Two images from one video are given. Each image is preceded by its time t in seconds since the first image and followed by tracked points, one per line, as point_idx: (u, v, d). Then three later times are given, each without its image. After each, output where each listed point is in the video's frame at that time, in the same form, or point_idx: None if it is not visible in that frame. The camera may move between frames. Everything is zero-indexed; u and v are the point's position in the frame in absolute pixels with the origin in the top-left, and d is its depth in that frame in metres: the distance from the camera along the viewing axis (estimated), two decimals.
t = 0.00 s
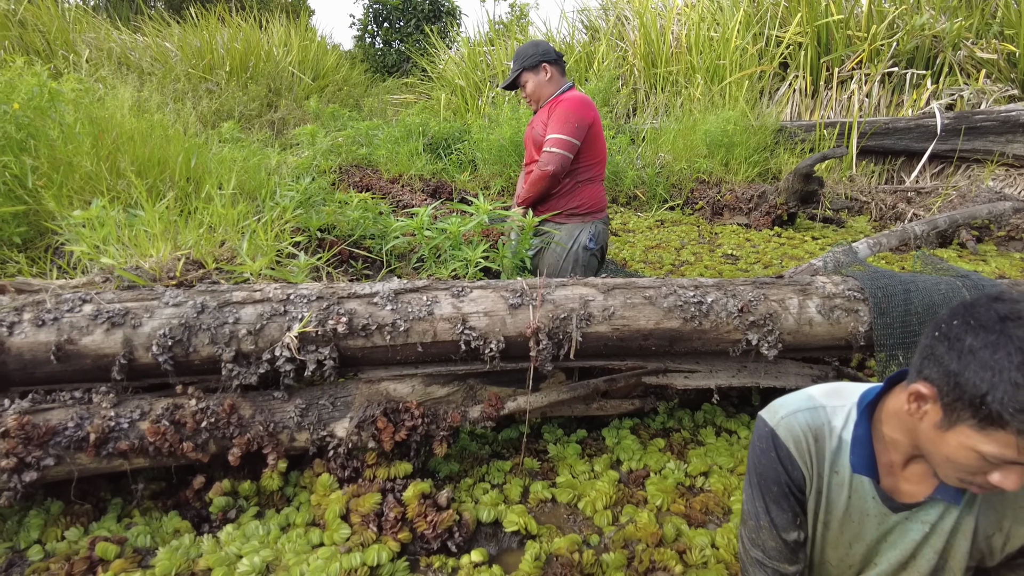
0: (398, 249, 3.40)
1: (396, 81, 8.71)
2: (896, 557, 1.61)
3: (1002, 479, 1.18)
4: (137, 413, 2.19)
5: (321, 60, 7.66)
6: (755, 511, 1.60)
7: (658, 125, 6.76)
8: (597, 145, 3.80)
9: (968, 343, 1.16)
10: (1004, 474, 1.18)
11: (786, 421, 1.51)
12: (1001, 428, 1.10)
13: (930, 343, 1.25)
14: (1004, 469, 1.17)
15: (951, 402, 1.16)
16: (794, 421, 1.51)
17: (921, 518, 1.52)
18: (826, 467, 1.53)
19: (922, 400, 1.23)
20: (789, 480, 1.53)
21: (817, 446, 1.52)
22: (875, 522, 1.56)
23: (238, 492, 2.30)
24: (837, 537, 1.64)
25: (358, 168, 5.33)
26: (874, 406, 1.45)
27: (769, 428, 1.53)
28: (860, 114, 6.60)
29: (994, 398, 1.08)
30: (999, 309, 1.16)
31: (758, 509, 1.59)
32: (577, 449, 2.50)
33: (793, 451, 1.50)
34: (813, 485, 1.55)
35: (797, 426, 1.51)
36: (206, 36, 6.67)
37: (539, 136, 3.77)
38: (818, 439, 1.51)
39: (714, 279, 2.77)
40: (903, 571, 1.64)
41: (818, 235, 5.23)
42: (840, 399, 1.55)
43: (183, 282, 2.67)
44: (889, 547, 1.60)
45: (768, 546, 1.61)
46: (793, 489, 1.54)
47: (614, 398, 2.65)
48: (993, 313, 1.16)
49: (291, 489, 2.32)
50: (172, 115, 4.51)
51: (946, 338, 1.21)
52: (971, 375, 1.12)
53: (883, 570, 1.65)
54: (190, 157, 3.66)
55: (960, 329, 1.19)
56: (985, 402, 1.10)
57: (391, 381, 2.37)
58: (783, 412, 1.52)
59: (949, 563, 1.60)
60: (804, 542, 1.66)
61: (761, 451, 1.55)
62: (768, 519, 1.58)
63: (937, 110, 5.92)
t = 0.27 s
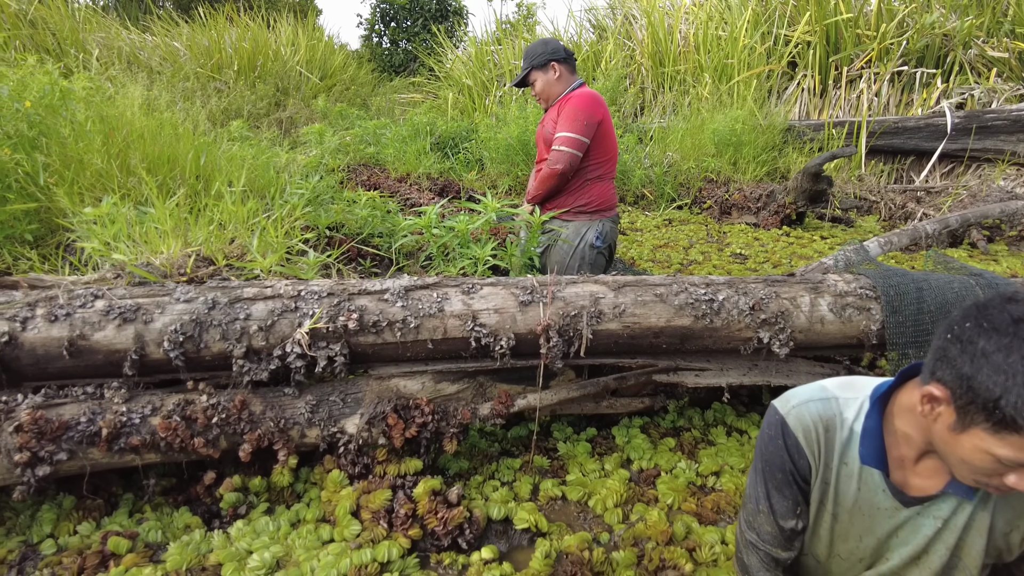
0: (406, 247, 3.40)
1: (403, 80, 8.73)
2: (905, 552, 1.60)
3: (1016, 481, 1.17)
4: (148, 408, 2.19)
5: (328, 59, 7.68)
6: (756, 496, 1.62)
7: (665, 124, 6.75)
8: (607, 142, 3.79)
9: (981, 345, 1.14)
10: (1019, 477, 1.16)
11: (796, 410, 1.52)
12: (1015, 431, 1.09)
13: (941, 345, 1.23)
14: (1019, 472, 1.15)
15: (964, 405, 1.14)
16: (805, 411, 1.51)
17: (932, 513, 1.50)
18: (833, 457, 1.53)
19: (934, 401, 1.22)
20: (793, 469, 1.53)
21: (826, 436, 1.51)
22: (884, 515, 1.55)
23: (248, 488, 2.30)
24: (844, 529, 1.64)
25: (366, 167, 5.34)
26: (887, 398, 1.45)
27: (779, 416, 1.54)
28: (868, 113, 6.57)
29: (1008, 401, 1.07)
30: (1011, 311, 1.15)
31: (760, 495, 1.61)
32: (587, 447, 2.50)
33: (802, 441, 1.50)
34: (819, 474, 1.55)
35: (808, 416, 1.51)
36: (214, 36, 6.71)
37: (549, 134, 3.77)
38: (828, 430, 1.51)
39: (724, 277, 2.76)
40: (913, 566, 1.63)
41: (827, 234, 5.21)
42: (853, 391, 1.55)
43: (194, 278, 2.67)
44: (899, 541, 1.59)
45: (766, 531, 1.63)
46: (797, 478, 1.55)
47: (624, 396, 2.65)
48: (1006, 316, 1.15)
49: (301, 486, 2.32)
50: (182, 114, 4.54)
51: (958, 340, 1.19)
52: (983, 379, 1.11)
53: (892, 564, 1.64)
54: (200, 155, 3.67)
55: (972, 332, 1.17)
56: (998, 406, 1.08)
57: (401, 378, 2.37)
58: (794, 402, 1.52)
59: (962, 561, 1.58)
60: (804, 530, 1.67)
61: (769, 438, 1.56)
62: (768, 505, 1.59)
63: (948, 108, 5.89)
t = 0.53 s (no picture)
0: (416, 246, 3.41)
1: (411, 80, 8.75)
2: (916, 547, 1.58)
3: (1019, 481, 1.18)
4: (162, 406, 2.20)
5: (336, 59, 7.70)
6: (764, 488, 1.63)
7: (674, 124, 6.74)
8: (618, 143, 3.78)
9: (989, 349, 1.12)
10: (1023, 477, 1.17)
11: (805, 403, 1.52)
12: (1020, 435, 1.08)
13: (951, 348, 1.22)
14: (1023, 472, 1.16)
15: (971, 408, 1.14)
16: (814, 404, 1.51)
17: (941, 506, 1.48)
18: (841, 450, 1.52)
19: (941, 402, 1.21)
20: (802, 461, 1.54)
21: (835, 429, 1.51)
22: (893, 509, 1.54)
23: (261, 486, 2.30)
24: (852, 523, 1.62)
25: (375, 167, 5.36)
26: (895, 393, 1.44)
27: (787, 409, 1.54)
28: (879, 113, 6.54)
29: (1015, 406, 1.06)
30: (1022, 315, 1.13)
31: (768, 486, 1.62)
32: (598, 447, 2.49)
33: (810, 433, 1.50)
34: (827, 467, 1.54)
35: (816, 409, 1.51)
36: (224, 36, 6.75)
37: (559, 137, 3.78)
38: (837, 423, 1.51)
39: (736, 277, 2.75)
40: (924, 562, 1.61)
41: (837, 235, 5.19)
42: (862, 385, 1.54)
43: (207, 277, 2.68)
44: (909, 535, 1.57)
45: (773, 522, 1.64)
46: (805, 470, 1.55)
47: (635, 396, 2.64)
48: (1016, 320, 1.12)
49: (314, 484, 2.32)
50: (193, 114, 4.56)
51: (967, 344, 1.17)
52: (990, 383, 1.10)
53: (902, 559, 1.62)
54: (211, 155, 3.69)
55: (981, 336, 1.15)
56: (1004, 410, 1.08)
57: (413, 377, 2.37)
58: (803, 394, 1.52)
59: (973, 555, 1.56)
60: (812, 523, 1.67)
61: (778, 430, 1.56)
62: (776, 498, 1.60)
63: (959, 108, 5.87)
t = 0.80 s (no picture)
0: (426, 245, 3.41)
1: (419, 80, 8.77)
2: (926, 540, 1.56)
3: (1011, 467, 1.18)
4: (176, 403, 2.20)
5: (345, 59, 7.73)
6: (769, 483, 1.64)
7: (684, 123, 6.72)
8: (632, 142, 3.77)
9: (982, 343, 1.12)
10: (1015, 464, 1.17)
11: (808, 398, 1.52)
12: (1010, 425, 1.09)
13: (945, 337, 1.21)
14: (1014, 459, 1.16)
15: (962, 397, 1.14)
16: (816, 399, 1.51)
17: (947, 497, 1.47)
18: (845, 443, 1.52)
19: (935, 390, 1.21)
20: (806, 456, 1.54)
21: (839, 424, 1.51)
22: (900, 502, 1.53)
23: (273, 483, 2.30)
24: (860, 517, 1.61)
25: (384, 166, 5.38)
26: (896, 384, 1.44)
27: (791, 404, 1.55)
28: (889, 112, 6.52)
29: (1005, 399, 1.07)
30: (1017, 309, 1.12)
31: (773, 481, 1.62)
32: (610, 446, 2.49)
33: (813, 428, 1.51)
34: (832, 461, 1.54)
35: (820, 404, 1.51)
36: (233, 36, 6.78)
37: (572, 138, 3.78)
38: (840, 417, 1.50)
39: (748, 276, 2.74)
40: (934, 555, 1.59)
41: (847, 234, 5.17)
42: (864, 378, 1.54)
43: (219, 274, 2.69)
44: (918, 527, 1.55)
45: (780, 517, 1.64)
46: (810, 465, 1.55)
47: (647, 395, 2.64)
48: (1011, 313, 1.12)
49: (326, 481, 2.32)
50: (203, 113, 4.59)
51: (961, 335, 1.17)
52: (981, 375, 1.10)
53: (913, 553, 1.60)
54: (222, 153, 3.71)
55: (974, 328, 1.15)
56: (995, 402, 1.08)
57: (425, 374, 2.37)
58: (806, 390, 1.53)
59: (983, 546, 1.54)
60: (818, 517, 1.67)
61: (782, 426, 1.57)
62: (781, 492, 1.61)
63: (971, 107, 5.87)
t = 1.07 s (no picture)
0: (433, 245, 3.42)
1: (426, 79, 8.79)
2: (926, 532, 1.56)
3: (997, 451, 1.19)
4: (185, 401, 2.21)
5: (351, 58, 7.75)
6: (769, 478, 1.65)
7: (690, 122, 6.71)
8: (643, 144, 3.74)
9: (964, 327, 1.16)
10: (1001, 447, 1.18)
11: (806, 393, 1.56)
12: (991, 407, 1.11)
13: (932, 324, 1.25)
14: (999, 442, 1.17)
15: (946, 380, 1.17)
16: (814, 394, 1.55)
17: (944, 487, 1.48)
18: (843, 437, 1.55)
19: (923, 374, 1.24)
20: (805, 450, 1.57)
21: (836, 418, 1.55)
22: (897, 493, 1.53)
23: (282, 481, 2.31)
24: (860, 510, 1.63)
25: (391, 165, 5.39)
26: (891, 375, 1.46)
27: (789, 399, 1.59)
28: (898, 111, 6.49)
29: (985, 380, 1.10)
30: (998, 295, 1.15)
31: (773, 476, 1.64)
32: (617, 445, 2.49)
33: (811, 422, 1.54)
34: (830, 454, 1.57)
35: (817, 398, 1.55)
36: (241, 36, 6.82)
37: (582, 142, 3.76)
38: (837, 411, 1.54)
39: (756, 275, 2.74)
40: (935, 548, 1.58)
41: (855, 234, 5.15)
42: (862, 372, 1.57)
43: (228, 273, 2.71)
44: (916, 519, 1.55)
45: (780, 512, 1.65)
46: (809, 459, 1.58)
47: (654, 394, 2.64)
48: (992, 299, 1.15)
49: (334, 479, 2.33)
50: (211, 113, 4.61)
51: (945, 321, 1.21)
52: (963, 357, 1.13)
53: (914, 546, 1.60)
54: (230, 153, 3.73)
55: (958, 314, 1.18)
56: (976, 383, 1.11)
57: (432, 373, 2.38)
58: (803, 386, 1.57)
59: (983, 538, 1.54)
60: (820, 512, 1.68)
61: (780, 421, 1.60)
62: (782, 487, 1.62)
63: (981, 106, 5.84)
